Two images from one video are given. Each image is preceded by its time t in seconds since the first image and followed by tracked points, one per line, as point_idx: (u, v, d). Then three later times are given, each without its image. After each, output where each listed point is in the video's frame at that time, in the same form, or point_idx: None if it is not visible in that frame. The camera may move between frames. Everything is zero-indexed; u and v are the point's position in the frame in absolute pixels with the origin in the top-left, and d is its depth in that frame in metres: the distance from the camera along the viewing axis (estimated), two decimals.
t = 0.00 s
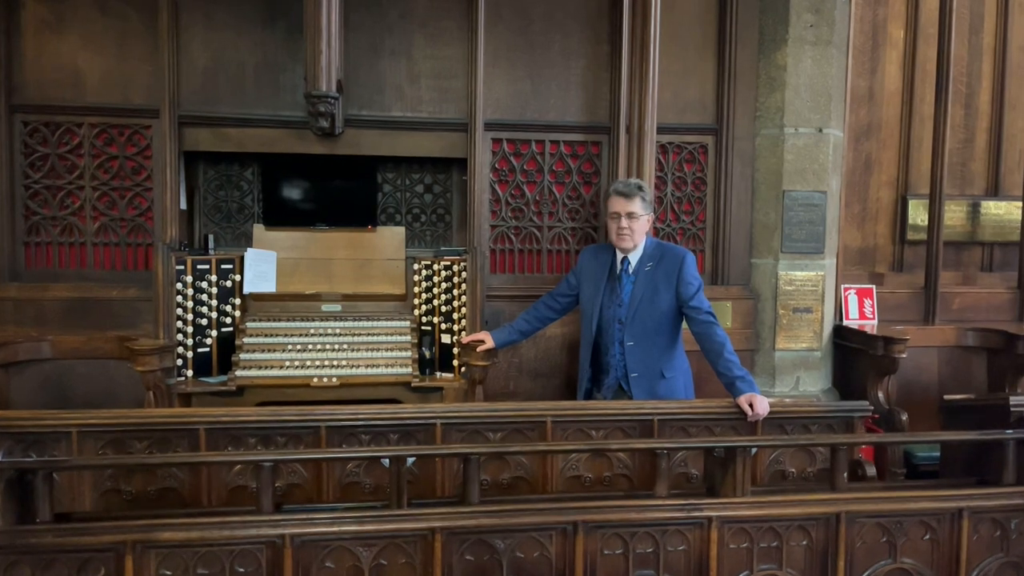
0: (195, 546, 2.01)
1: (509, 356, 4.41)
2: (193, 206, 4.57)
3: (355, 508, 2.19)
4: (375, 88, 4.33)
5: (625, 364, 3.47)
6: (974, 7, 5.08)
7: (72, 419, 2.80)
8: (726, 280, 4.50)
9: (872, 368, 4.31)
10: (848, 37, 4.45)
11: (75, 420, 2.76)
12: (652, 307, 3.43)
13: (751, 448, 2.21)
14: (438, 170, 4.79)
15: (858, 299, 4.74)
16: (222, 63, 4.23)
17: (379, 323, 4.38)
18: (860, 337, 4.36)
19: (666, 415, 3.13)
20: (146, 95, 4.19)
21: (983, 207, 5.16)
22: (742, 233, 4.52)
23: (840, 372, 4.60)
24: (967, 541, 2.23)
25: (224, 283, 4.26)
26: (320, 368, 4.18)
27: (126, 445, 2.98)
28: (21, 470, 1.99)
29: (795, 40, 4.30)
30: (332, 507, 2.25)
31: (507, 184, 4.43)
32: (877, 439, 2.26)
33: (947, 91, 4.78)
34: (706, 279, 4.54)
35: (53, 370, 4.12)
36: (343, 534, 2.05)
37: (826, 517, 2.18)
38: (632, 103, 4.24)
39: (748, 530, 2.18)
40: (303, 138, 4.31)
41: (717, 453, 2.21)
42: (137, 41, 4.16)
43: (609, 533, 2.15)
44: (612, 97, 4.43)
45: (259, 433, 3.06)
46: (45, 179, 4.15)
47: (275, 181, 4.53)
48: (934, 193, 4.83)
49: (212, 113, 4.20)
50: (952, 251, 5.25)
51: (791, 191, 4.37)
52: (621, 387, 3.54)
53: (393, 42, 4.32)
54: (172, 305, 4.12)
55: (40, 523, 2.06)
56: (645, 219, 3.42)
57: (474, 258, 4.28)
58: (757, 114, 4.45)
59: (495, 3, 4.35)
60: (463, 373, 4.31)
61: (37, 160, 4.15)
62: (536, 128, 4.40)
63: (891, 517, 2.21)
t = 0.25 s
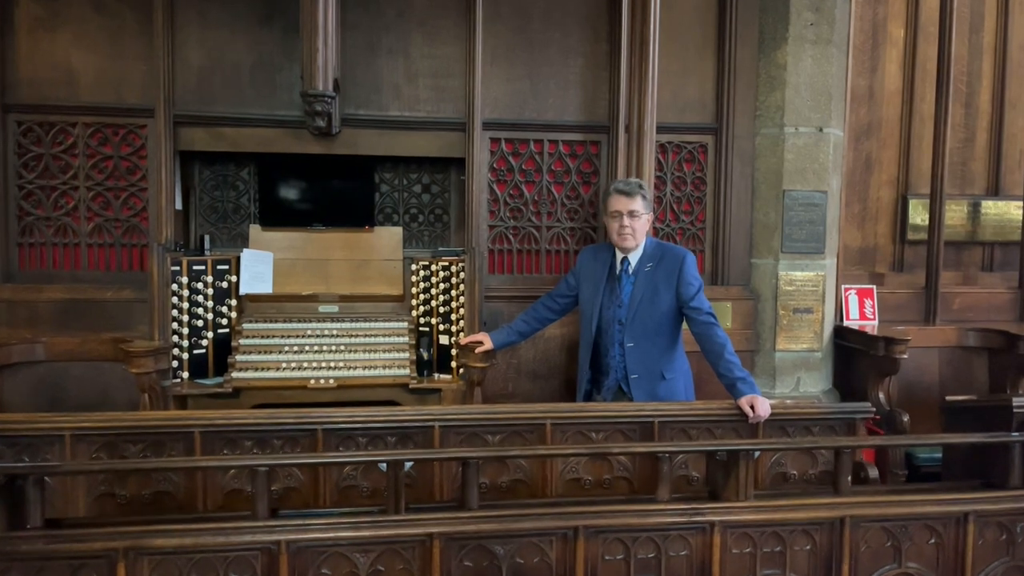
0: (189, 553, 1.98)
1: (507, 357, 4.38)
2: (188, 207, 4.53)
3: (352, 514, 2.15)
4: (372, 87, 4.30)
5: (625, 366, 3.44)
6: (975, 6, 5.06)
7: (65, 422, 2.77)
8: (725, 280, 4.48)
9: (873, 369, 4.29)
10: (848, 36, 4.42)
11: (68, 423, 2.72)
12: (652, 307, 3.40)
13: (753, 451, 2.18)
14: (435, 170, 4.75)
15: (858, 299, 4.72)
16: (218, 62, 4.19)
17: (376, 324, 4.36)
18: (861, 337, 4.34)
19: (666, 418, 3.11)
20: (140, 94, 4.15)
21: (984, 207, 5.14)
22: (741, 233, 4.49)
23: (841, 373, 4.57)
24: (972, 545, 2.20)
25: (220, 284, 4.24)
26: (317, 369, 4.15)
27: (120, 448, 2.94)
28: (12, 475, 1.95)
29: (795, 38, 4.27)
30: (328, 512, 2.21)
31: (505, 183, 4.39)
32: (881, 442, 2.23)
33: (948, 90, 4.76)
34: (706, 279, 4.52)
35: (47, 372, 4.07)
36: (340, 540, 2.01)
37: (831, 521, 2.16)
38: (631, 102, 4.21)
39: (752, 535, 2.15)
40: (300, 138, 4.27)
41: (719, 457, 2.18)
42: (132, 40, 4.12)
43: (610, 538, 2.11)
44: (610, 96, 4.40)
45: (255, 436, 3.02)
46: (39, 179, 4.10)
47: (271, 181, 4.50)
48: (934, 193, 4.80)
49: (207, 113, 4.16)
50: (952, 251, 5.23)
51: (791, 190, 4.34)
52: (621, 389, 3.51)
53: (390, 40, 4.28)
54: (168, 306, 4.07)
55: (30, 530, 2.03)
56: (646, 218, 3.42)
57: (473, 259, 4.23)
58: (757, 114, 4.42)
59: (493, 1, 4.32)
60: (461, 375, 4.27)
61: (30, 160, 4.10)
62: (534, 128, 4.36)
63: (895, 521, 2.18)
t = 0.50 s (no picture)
0: (186, 565, 1.95)
1: (508, 361, 4.34)
2: (186, 209, 4.49)
3: (352, 523, 2.12)
4: (371, 89, 4.26)
5: (627, 370, 3.41)
6: (977, 6, 5.03)
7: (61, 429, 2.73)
8: (727, 283, 4.45)
9: (875, 372, 4.26)
10: (851, 36, 4.39)
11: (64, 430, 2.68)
12: (654, 311, 3.38)
13: (760, 460, 2.14)
14: (435, 172, 4.72)
15: (860, 302, 4.71)
16: (215, 64, 4.16)
17: (376, 327, 4.33)
18: (864, 341, 4.32)
19: (670, 423, 3.10)
20: (137, 95, 4.11)
21: (986, 208, 5.11)
22: (743, 235, 4.46)
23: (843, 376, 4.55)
24: (981, 554, 2.17)
25: (219, 287, 4.20)
26: (316, 373, 4.11)
27: (116, 455, 2.90)
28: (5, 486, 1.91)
29: (798, 39, 4.23)
30: (328, 523, 2.18)
31: (505, 186, 4.36)
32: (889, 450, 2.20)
33: (951, 91, 4.73)
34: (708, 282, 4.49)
35: (43, 376, 4.03)
36: (340, 552, 1.98)
37: (838, 530, 2.13)
38: (632, 104, 4.18)
39: (758, 545, 2.12)
40: (298, 140, 4.24)
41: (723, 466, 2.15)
42: (128, 41, 4.09)
43: (615, 548, 2.08)
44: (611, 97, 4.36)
45: (253, 442, 2.99)
46: (35, 181, 4.06)
47: (269, 182, 4.46)
48: (937, 195, 4.78)
49: (205, 114, 4.13)
50: (954, 252, 5.20)
51: (793, 192, 4.30)
52: (623, 393, 3.49)
53: (389, 41, 4.25)
54: (166, 310, 4.04)
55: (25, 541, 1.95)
56: (649, 220, 3.40)
57: (473, 262, 4.21)
58: (759, 115, 4.39)
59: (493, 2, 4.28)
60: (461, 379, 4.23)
61: (27, 162, 4.06)
62: (535, 129, 4.32)
63: (903, 529, 2.15)
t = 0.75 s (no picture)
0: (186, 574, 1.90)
1: (510, 363, 4.30)
2: (185, 209, 4.45)
3: (356, 530, 2.08)
4: (372, 88, 4.21)
5: (632, 373, 3.38)
6: (982, 6, 5.00)
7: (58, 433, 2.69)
8: (732, 284, 4.41)
9: (881, 374, 4.23)
10: (856, 35, 4.35)
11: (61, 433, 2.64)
12: (660, 313, 3.35)
13: (772, 466, 2.10)
14: (437, 172, 4.68)
15: (865, 303, 4.68)
16: (215, 63, 4.11)
17: (377, 329, 4.28)
18: (869, 342, 4.29)
19: (676, 426, 3.07)
20: (136, 95, 4.07)
21: (992, 209, 5.08)
22: (748, 236, 4.42)
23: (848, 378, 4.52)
24: (997, 561, 2.14)
25: (218, 288, 4.16)
26: (317, 375, 4.07)
27: (115, 459, 2.86)
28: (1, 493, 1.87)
29: (803, 38, 4.20)
30: (332, 529, 2.14)
31: (508, 186, 4.32)
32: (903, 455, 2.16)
33: (956, 91, 4.70)
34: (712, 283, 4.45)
35: (40, 379, 3.98)
36: (344, 560, 1.94)
37: (852, 537, 2.09)
38: (636, 104, 4.14)
39: (770, 552, 2.08)
40: (299, 139, 4.20)
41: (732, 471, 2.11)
42: (127, 40, 4.04)
43: (624, 556, 2.04)
44: (615, 96, 4.32)
45: (253, 446, 2.94)
46: (33, 181, 4.02)
47: (269, 183, 4.42)
48: (942, 195, 4.74)
49: (204, 114, 4.08)
50: (959, 253, 5.17)
51: (798, 193, 4.27)
52: (628, 396, 3.46)
53: (390, 40, 4.20)
54: (165, 311, 4.00)
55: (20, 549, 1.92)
56: (655, 220, 3.38)
57: (474, 262, 4.17)
58: (764, 115, 4.36)
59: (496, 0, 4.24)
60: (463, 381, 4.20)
61: (24, 162, 4.02)
62: (538, 129, 4.28)
63: (918, 536, 2.11)
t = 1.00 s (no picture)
0: None
1: (516, 365, 4.22)
2: (184, 209, 4.36)
3: (361, 543, 2.00)
4: (374, 85, 4.12)
5: (642, 376, 3.31)
6: (994, 2, 4.92)
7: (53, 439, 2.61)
8: (741, 285, 4.33)
9: (893, 378, 4.16)
10: (867, 32, 4.27)
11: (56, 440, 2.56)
12: (671, 315, 3.28)
13: (795, 475, 2.01)
14: (440, 171, 4.60)
15: (876, 304, 4.61)
16: (215, 59, 4.03)
17: (380, 330, 4.19)
18: (880, 345, 4.22)
19: (687, 431, 3.00)
20: (134, 91, 3.98)
21: (1003, 209, 5.00)
22: (757, 237, 4.35)
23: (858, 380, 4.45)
24: None
25: (218, 289, 4.06)
26: (318, 378, 3.99)
27: (112, 466, 2.78)
28: None
29: (814, 34, 4.12)
30: (336, 541, 2.06)
31: (513, 185, 4.24)
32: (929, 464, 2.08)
33: (968, 89, 4.62)
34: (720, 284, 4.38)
35: (36, 381, 3.90)
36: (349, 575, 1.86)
37: (877, 550, 2.01)
38: (644, 101, 4.06)
39: (791, 565, 2.00)
40: (300, 138, 4.11)
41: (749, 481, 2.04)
42: (125, 36, 3.95)
43: (640, 569, 1.96)
44: (622, 93, 4.24)
45: (254, 452, 2.86)
46: (28, 180, 3.93)
47: (269, 182, 4.34)
48: (954, 195, 4.67)
49: (204, 112, 4.00)
50: (970, 254, 5.09)
51: (809, 192, 4.19)
52: (638, 400, 3.39)
53: (393, 36, 4.11)
54: (164, 313, 3.93)
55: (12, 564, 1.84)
56: (666, 220, 3.31)
57: (480, 263, 4.08)
58: (774, 113, 4.28)
59: None
60: (467, 384, 4.12)
61: (19, 160, 3.93)
62: (543, 127, 4.20)
63: (944, 548, 2.03)
